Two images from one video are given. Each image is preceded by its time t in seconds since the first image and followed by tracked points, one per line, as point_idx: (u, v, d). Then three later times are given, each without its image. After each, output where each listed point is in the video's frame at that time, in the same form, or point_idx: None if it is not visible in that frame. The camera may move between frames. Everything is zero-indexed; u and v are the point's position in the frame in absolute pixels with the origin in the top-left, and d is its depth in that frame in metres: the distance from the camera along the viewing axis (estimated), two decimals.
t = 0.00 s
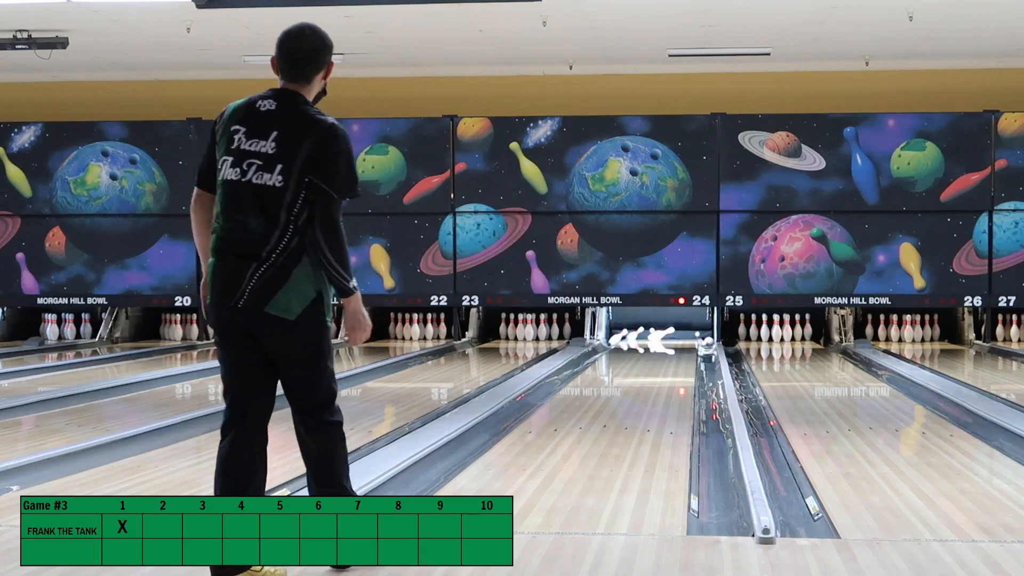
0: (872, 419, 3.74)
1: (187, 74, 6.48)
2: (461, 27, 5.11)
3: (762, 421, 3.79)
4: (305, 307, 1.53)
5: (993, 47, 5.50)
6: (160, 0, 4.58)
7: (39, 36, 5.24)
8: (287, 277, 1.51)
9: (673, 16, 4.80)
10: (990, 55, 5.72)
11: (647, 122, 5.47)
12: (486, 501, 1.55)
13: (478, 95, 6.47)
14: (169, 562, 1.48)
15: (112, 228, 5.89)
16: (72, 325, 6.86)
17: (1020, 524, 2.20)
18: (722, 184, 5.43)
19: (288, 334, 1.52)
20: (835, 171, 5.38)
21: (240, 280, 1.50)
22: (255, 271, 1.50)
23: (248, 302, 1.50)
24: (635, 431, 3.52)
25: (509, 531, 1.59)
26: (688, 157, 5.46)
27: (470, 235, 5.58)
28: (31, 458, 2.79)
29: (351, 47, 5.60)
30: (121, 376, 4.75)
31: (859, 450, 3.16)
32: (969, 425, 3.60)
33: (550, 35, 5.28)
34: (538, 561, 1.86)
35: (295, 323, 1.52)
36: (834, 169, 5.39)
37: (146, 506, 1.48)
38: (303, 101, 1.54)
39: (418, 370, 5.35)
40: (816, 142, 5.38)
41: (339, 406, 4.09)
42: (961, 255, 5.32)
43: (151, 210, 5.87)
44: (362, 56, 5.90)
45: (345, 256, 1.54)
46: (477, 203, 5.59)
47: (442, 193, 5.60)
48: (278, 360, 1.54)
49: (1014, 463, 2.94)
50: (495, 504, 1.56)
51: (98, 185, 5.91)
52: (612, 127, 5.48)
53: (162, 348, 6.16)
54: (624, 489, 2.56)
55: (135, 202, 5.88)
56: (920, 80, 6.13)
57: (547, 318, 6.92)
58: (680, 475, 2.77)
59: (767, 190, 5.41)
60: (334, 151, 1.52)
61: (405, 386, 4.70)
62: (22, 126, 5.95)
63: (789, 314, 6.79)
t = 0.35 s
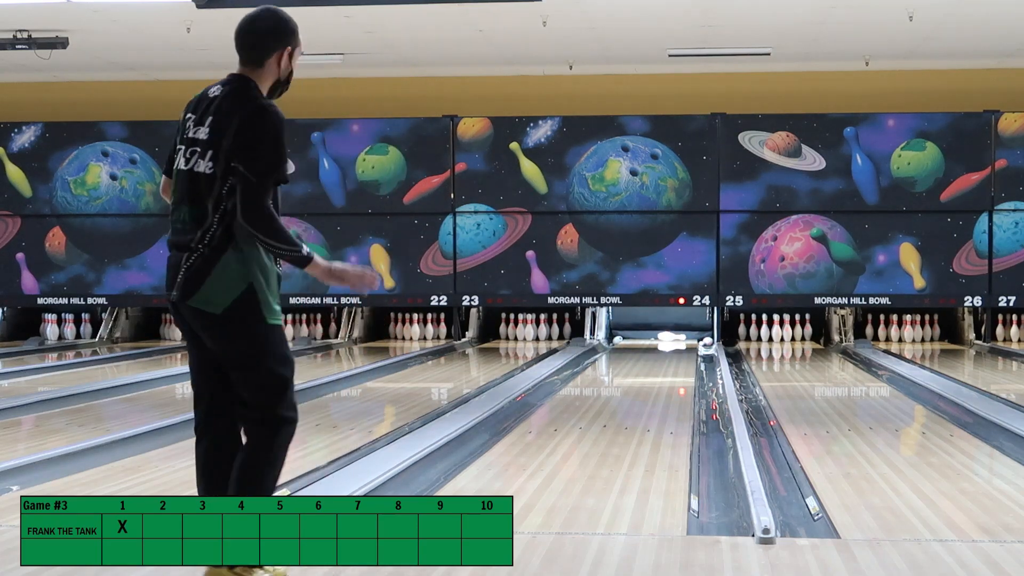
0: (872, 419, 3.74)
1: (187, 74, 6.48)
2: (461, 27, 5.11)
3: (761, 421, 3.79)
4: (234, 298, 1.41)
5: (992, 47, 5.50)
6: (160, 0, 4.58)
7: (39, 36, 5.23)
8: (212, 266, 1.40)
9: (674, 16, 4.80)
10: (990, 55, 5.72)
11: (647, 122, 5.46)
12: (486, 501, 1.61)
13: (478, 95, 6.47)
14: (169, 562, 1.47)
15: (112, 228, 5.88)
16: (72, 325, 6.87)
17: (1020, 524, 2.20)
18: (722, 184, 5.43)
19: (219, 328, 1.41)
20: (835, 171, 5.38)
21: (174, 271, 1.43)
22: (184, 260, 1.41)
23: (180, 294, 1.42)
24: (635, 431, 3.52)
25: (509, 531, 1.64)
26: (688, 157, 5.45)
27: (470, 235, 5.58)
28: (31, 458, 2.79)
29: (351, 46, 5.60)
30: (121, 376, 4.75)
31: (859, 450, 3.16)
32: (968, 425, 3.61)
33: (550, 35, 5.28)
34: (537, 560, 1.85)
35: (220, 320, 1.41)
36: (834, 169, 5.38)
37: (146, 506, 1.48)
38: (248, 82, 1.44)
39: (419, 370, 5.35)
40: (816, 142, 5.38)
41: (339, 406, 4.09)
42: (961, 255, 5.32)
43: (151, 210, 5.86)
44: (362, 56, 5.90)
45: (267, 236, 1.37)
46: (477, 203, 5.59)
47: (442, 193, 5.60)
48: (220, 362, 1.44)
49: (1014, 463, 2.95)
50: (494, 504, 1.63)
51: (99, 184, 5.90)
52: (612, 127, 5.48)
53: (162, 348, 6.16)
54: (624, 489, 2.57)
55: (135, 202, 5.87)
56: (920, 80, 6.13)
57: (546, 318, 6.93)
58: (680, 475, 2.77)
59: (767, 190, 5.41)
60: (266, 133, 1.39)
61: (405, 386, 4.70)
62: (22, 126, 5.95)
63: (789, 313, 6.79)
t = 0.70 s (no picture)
0: (872, 419, 3.74)
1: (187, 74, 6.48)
2: (462, 27, 5.11)
3: (761, 421, 3.79)
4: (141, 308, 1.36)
5: (992, 47, 5.50)
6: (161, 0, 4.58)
7: (39, 36, 5.23)
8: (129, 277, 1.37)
9: (674, 16, 4.80)
10: (991, 55, 5.72)
11: (647, 122, 5.46)
12: (485, 502, 1.59)
13: (478, 95, 6.47)
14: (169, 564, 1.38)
15: (112, 228, 5.88)
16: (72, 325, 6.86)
17: (1020, 524, 2.20)
18: (722, 184, 5.43)
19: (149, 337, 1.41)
20: (835, 171, 5.38)
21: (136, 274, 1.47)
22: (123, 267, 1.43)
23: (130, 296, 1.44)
24: (635, 431, 3.51)
25: (508, 531, 1.64)
26: (688, 157, 5.45)
27: (470, 235, 5.58)
28: (31, 458, 2.79)
29: (352, 47, 5.60)
30: (121, 376, 4.75)
31: (859, 450, 3.16)
32: (968, 425, 3.61)
33: (550, 35, 5.27)
34: (536, 561, 1.86)
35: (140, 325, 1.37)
36: (833, 169, 5.39)
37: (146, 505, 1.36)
38: (180, 84, 1.38)
39: (419, 370, 5.36)
40: (816, 142, 5.38)
41: (339, 406, 4.09)
42: (961, 255, 5.31)
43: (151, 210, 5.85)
44: (362, 56, 5.90)
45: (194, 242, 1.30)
46: (477, 203, 5.59)
47: (442, 193, 5.60)
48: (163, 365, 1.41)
49: (1014, 463, 2.95)
50: (494, 503, 1.62)
51: (98, 184, 5.90)
52: (612, 127, 5.48)
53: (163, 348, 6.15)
54: (625, 489, 2.57)
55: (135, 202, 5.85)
56: (920, 80, 6.13)
57: (547, 318, 6.92)
58: (680, 475, 2.77)
59: (767, 190, 5.41)
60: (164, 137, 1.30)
61: (405, 386, 4.70)
62: (22, 126, 5.95)
63: (789, 313, 6.79)
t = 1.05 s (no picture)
0: (872, 419, 3.74)
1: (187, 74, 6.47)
2: (462, 27, 5.11)
3: (761, 421, 3.80)
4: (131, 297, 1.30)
5: (992, 47, 5.50)
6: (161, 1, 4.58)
7: (39, 36, 5.23)
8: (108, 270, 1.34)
9: (674, 16, 4.80)
10: (991, 55, 5.72)
11: (647, 122, 5.46)
12: (487, 501, 1.46)
13: (478, 94, 6.47)
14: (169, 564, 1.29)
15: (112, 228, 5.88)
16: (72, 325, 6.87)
17: (1020, 524, 2.20)
18: (722, 184, 5.43)
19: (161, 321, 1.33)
20: (835, 171, 5.38)
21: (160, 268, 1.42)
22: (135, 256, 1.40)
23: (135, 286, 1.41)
24: (634, 431, 3.52)
25: (509, 530, 1.52)
26: (687, 157, 5.45)
27: (470, 235, 5.58)
28: (31, 458, 2.79)
29: (352, 46, 5.59)
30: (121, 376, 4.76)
31: (859, 450, 3.16)
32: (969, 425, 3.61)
33: (550, 35, 5.28)
34: (538, 561, 1.86)
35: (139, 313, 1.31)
36: (833, 169, 5.38)
37: (145, 506, 1.27)
38: (155, 71, 1.19)
39: (418, 370, 5.37)
40: (816, 142, 5.38)
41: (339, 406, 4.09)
42: (961, 255, 5.31)
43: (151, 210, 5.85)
44: (362, 56, 5.90)
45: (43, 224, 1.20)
46: (477, 203, 5.59)
47: (442, 193, 5.61)
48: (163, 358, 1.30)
49: (1014, 463, 2.95)
50: (495, 503, 1.48)
51: (98, 185, 5.90)
52: (612, 127, 5.48)
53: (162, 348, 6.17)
54: (625, 489, 2.57)
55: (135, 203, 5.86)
56: (919, 80, 6.14)
57: (546, 318, 6.92)
58: (679, 475, 2.77)
59: (767, 190, 5.40)
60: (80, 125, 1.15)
61: (405, 386, 4.70)
62: (22, 126, 5.95)
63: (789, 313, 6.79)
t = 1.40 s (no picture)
0: (872, 419, 3.74)
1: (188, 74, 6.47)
2: (462, 27, 5.11)
3: (762, 421, 3.80)
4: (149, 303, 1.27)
5: (991, 47, 5.50)
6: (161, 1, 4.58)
7: (39, 36, 5.23)
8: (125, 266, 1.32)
9: (674, 16, 4.80)
10: (990, 55, 5.72)
11: (647, 122, 5.46)
12: (486, 501, 1.41)
13: (478, 95, 6.48)
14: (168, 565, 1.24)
15: (113, 228, 5.88)
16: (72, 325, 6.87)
17: (1020, 524, 2.20)
18: (722, 184, 5.43)
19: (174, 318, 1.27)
20: (835, 171, 5.38)
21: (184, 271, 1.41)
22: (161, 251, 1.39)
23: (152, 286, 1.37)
24: (635, 431, 3.52)
25: (509, 530, 1.45)
26: (688, 157, 5.45)
27: (470, 235, 5.58)
28: (31, 458, 2.78)
29: (352, 47, 5.59)
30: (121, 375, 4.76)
31: (859, 450, 3.16)
32: (969, 425, 3.61)
33: (550, 35, 5.28)
34: (539, 561, 1.86)
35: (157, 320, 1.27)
36: (833, 169, 5.38)
37: (145, 505, 1.21)
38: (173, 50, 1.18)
39: (418, 370, 5.37)
40: (816, 142, 5.38)
41: (339, 406, 4.09)
42: (961, 255, 5.31)
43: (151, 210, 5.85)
44: (363, 56, 5.90)
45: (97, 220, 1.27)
46: (477, 203, 5.59)
47: (442, 193, 5.61)
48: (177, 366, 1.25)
49: (1014, 463, 2.95)
50: (495, 503, 1.42)
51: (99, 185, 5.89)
52: (612, 127, 5.48)
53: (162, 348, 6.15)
54: (626, 489, 2.58)
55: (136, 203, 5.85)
56: (919, 80, 6.14)
57: (546, 318, 6.93)
58: (679, 476, 2.77)
59: (767, 190, 5.40)
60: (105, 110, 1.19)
61: (405, 386, 4.70)
62: (22, 126, 5.95)
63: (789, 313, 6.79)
